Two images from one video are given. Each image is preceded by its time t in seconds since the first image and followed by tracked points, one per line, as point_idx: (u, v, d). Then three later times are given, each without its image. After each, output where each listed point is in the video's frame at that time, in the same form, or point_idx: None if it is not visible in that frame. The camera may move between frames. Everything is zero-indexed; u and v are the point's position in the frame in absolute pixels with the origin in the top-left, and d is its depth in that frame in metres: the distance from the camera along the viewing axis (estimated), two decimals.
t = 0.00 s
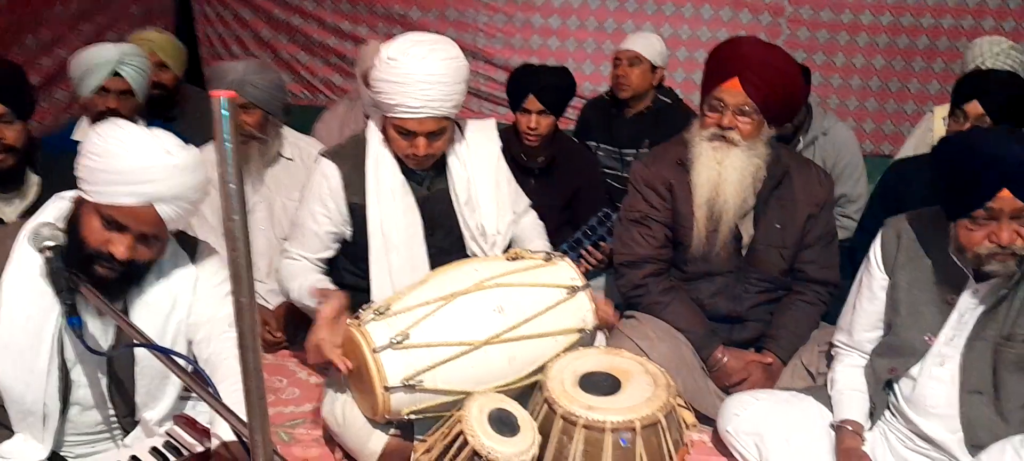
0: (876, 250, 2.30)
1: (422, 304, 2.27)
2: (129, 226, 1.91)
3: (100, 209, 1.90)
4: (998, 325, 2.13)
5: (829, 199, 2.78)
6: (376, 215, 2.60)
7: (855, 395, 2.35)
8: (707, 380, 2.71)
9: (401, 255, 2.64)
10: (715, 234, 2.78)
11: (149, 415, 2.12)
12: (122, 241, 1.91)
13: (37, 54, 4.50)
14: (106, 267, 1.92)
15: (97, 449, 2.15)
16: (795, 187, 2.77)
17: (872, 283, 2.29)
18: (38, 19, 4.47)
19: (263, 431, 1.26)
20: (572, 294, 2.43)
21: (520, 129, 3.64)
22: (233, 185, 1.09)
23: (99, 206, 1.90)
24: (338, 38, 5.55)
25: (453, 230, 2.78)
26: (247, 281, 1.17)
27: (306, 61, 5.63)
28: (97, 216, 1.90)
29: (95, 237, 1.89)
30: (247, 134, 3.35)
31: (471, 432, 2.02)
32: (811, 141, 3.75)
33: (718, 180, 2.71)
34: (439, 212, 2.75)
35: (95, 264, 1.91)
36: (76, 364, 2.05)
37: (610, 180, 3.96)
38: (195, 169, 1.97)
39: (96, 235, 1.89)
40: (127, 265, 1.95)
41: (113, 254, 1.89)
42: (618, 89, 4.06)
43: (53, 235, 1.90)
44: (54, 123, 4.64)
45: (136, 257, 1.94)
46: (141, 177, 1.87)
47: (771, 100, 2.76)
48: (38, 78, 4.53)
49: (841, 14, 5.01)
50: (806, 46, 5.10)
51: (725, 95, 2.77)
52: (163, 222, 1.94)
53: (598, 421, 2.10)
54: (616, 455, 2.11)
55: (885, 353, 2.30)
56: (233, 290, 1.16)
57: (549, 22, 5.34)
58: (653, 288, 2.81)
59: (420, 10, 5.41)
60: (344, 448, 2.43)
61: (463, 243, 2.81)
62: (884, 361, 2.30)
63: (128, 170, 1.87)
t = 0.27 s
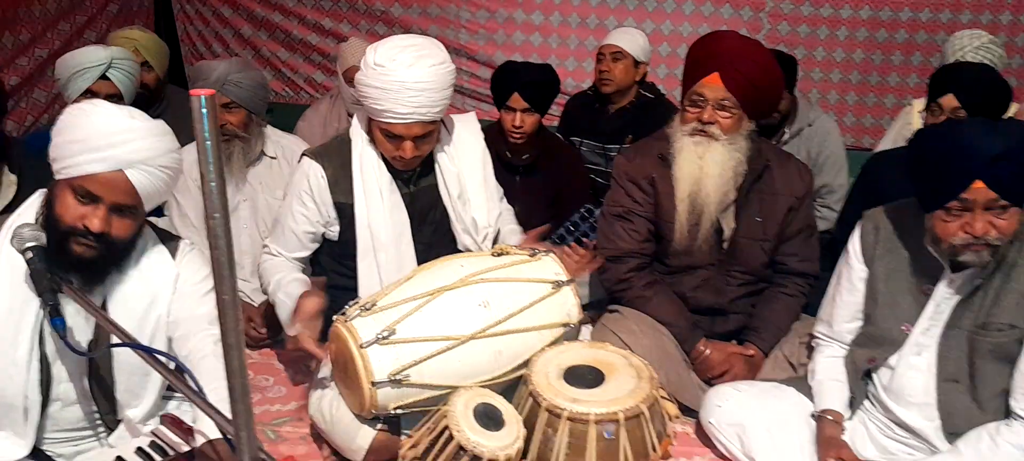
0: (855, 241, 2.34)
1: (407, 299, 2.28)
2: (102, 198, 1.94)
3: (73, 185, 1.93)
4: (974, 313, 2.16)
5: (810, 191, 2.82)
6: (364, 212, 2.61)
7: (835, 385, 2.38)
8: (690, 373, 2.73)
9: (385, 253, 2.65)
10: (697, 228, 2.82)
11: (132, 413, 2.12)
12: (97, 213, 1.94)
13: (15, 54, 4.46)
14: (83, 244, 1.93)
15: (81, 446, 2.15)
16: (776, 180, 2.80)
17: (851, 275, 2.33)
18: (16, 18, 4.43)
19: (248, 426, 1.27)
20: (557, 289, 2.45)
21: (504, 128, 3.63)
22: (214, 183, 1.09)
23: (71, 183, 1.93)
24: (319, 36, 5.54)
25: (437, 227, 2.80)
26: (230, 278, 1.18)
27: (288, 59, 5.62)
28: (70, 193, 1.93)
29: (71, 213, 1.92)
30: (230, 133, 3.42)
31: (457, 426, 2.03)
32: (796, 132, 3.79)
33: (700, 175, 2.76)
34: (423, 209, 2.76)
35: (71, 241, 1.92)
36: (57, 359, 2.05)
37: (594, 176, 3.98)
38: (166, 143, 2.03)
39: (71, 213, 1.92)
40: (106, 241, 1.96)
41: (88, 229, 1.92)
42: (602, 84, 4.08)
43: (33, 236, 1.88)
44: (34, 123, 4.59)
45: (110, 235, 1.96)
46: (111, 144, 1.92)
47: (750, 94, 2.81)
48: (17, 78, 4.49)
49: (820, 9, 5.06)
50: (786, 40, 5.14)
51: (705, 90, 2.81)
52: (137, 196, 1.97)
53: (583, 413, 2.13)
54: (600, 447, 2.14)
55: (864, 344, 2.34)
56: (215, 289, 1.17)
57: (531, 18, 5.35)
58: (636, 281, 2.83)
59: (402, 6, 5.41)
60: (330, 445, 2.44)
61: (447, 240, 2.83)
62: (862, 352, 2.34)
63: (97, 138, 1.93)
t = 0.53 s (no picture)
0: (819, 236, 2.37)
1: (375, 303, 2.26)
2: (45, 171, 1.93)
3: (14, 163, 1.92)
4: (934, 307, 2.17)
5: (776, 189, 2.83)
6: (328, 215, 2.60)
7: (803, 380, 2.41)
8: (660, 369, 2.75)
9: (353, 254, 2.63)
10: (665, 227, 2.83)
11: (93, 418, 2.10)
12: (40, 188, 1.93)
13: None
14: (28, 223, 1.91)
15: (39, 450, 2.11)
16: (743, 179, 2.82)
17: (816, 271, 2.35)
18: None
19: (209, 432, 1.25)
20: (527, 290, 2.45)
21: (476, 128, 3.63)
22: (169, 186, 1.07)
23: (13, 160, 1.93)
24: (288, 34, 5.49)
25: (405, 227, 2.78)
26: (187, 284, 1.15)
27: (256, 58, 5.56)
28: (11, 172, 1.92)
29: (14, 191, 1.90)
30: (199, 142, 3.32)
31: (425, 429, 2.03)
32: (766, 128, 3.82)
33: (669, 172, 2.76)
34: (391, 209, 2.74)
35: (17, 220, 1.90)
36: (13, 360, 2.02)
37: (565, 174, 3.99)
38: (109, 117, 2.07)
39: (14, 192, 1.90)
40: (54, 221, 1.94)
41: (32, 205, 1.90)
42: (572, 83, 4.08)
43: None
44: None
45: (56, 212, 1.94)
46: (53, 114, 1.96)
47: (718, 93, 2.81)
48: None
49: (787, 6, 5.11)
50: (755, 37, 5.17)
51: (673, 90, 2.81)
52: (80, 165, 1.97)
53: (552, 414, 2.13)
54: (570, 448, 2.14)
55: (829, 339, 2.37)
56: (171, 295, 1.15)
57: (502, 16, 5.34)
58: (606, 280, 2.84)
59: (371, 4, 5.37)
60: (299, 449, 2.42)
61: (416, 241, 2.81)
62: (827, 347, 2.36)
63: (36, 111, 1.96)
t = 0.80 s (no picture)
0: (792, 235, 2.40)
1: (351, 305, 2.25)
2: None
3: None
4: (905, 304, 2.19)
5: (751, 189, 2.86)
6: (304, 218, 2.58)
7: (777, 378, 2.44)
8: (637, 369, 2.76)
9: (329, 257, 2.62)
10: (643, 227, 2.85)
11: (62, 424, 2.06)
12: None
13: None
14: None
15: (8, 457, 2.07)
16: (718, 179, 2.85)
17: (790, 269, 2.38)
18: None
19: (179, 440, 1.23)
20: (504, 290, 2.45)
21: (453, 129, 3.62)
22: (136, 191, 1.05)
23: None
24: (264, 36, 5.45)
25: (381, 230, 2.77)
26: (155, 289, 1.14)
27: (232, 60, 5.52)
28: None
29: None
30: (183, 157, 3.28)
31: (401, 432, 2.02)
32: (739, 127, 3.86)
33: (648, 173, 2.78)
34: (367, 212, 2.73)
35: None
36: None
37: (543, 176, 4.00)
38: (57, 107, 1.92)
39: None
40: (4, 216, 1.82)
41: None
42: (548, 84, 4.09)
43: None
44: None
45: (6, 203, 1.82)
46: None
47: (697, 94, 2.84)
48: None
49: (762, 7, 5.15)
50: (730, 38, 5.22)
51: (653, 90, 2.83)
52: (28, 153, 1.81)
53: (529, 414, 2.13)
54: (546, 447, 2.15)
55: (803, 338, 2.39)
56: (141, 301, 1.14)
57: (479, 17, 5.34)
58: (584, 280, 2.85)
59: (348, 6, 5.35)
60: (276, 454, 2.41)
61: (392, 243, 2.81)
62: (802, 345, 2.39)
63: None
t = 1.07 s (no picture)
0: (778, 228, 2.40)
1: (334, 304, 2.24)
2: None
3: None
4: (889, 297, 2.21)
5: (736, 185, 2.87)
6: (288, 216, 2.56)
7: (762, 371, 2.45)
8: (623, 364, 2.76)
9: (313, 255, 2.60)
10: (630, 221, 2.84)
11: (41, 423, 2.03)
12: None
13: None
14: None
15: None
16: (704, 173, 2.85)
17: (774, 263, 2.39)
18: None
19: (159, 441, 1.21)
20: (488, 287, 2.45)
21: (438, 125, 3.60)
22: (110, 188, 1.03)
23: None
24: (246, 33, 5.41)
25: (365, 228, 2.76)
26: (133, 287, 1.12)
27: (214, 57, 5.47)
28: None
29: None
30: (172, 165, 3.20)
31: (386, 429, 2.01)
32: (725, 125, 3.86)
33: (637, 168, 2.76)
34: (351, 209, 2.71)
35: None
36: None
37: (528, 172, 3.99)
38: (3, 95, 1.84)
39: None
40: None
41: None
42: (532, 81, 4.09)
43: None
44: None
45: None
46: None
47: (688, 91, 2.84)
48: None
49: (746, 2, 5.16)
50: (714, 33, 5.23)
51: (645, 84, 2.82)
52: None
53: (514, 410, 2.13)
54: (532, 443, 2.15)
55: (788, 331, 2.40)
56: (119, 300, 1.12)
57: (463, 13, 5.32)
58: (570, 275, 2.85)
59: (330, 2, 5.31)
60: (260, 453, 2.39)
61: (377, 240, 2.79)
62: (786, 339, 2.40)
63: None
